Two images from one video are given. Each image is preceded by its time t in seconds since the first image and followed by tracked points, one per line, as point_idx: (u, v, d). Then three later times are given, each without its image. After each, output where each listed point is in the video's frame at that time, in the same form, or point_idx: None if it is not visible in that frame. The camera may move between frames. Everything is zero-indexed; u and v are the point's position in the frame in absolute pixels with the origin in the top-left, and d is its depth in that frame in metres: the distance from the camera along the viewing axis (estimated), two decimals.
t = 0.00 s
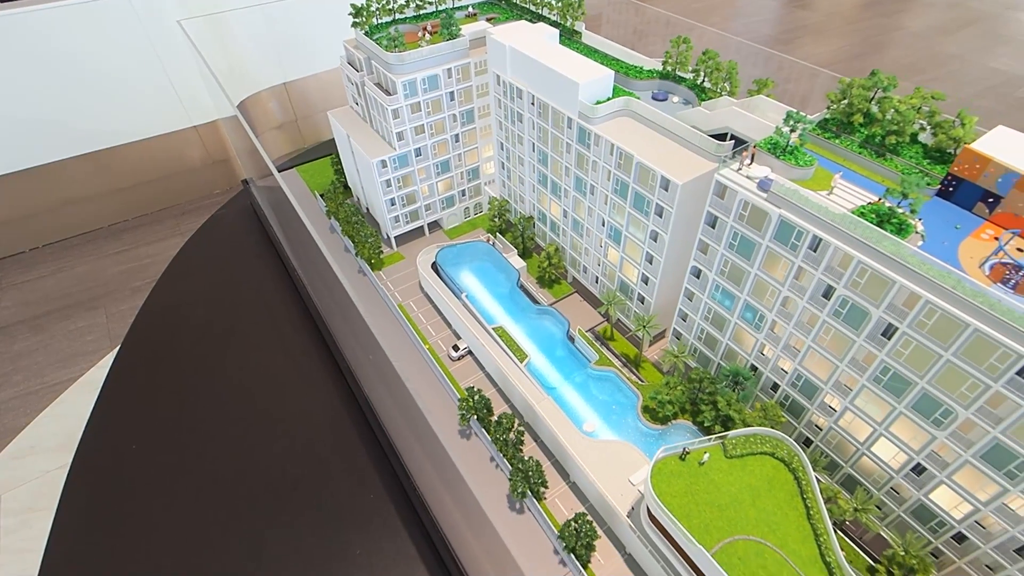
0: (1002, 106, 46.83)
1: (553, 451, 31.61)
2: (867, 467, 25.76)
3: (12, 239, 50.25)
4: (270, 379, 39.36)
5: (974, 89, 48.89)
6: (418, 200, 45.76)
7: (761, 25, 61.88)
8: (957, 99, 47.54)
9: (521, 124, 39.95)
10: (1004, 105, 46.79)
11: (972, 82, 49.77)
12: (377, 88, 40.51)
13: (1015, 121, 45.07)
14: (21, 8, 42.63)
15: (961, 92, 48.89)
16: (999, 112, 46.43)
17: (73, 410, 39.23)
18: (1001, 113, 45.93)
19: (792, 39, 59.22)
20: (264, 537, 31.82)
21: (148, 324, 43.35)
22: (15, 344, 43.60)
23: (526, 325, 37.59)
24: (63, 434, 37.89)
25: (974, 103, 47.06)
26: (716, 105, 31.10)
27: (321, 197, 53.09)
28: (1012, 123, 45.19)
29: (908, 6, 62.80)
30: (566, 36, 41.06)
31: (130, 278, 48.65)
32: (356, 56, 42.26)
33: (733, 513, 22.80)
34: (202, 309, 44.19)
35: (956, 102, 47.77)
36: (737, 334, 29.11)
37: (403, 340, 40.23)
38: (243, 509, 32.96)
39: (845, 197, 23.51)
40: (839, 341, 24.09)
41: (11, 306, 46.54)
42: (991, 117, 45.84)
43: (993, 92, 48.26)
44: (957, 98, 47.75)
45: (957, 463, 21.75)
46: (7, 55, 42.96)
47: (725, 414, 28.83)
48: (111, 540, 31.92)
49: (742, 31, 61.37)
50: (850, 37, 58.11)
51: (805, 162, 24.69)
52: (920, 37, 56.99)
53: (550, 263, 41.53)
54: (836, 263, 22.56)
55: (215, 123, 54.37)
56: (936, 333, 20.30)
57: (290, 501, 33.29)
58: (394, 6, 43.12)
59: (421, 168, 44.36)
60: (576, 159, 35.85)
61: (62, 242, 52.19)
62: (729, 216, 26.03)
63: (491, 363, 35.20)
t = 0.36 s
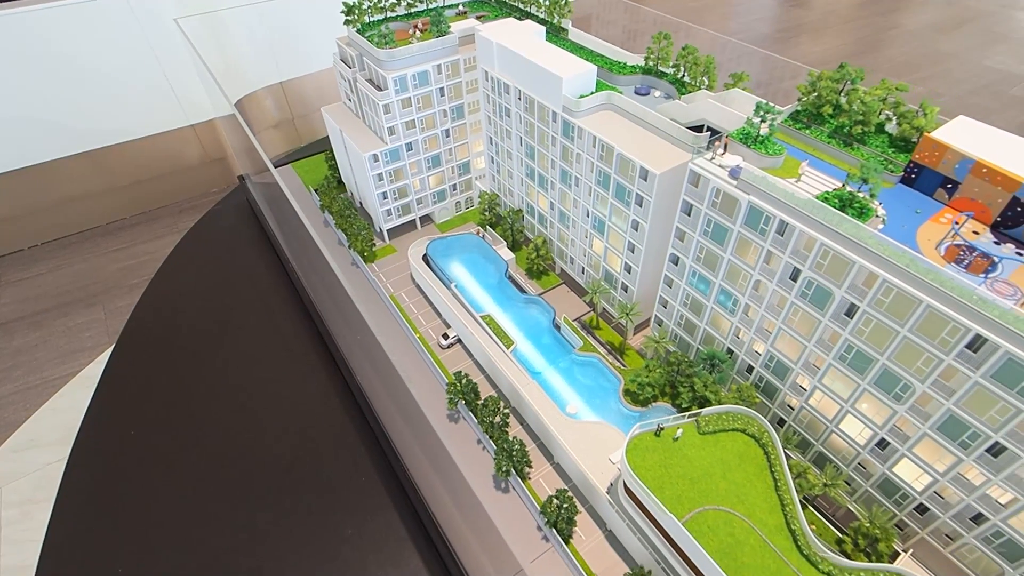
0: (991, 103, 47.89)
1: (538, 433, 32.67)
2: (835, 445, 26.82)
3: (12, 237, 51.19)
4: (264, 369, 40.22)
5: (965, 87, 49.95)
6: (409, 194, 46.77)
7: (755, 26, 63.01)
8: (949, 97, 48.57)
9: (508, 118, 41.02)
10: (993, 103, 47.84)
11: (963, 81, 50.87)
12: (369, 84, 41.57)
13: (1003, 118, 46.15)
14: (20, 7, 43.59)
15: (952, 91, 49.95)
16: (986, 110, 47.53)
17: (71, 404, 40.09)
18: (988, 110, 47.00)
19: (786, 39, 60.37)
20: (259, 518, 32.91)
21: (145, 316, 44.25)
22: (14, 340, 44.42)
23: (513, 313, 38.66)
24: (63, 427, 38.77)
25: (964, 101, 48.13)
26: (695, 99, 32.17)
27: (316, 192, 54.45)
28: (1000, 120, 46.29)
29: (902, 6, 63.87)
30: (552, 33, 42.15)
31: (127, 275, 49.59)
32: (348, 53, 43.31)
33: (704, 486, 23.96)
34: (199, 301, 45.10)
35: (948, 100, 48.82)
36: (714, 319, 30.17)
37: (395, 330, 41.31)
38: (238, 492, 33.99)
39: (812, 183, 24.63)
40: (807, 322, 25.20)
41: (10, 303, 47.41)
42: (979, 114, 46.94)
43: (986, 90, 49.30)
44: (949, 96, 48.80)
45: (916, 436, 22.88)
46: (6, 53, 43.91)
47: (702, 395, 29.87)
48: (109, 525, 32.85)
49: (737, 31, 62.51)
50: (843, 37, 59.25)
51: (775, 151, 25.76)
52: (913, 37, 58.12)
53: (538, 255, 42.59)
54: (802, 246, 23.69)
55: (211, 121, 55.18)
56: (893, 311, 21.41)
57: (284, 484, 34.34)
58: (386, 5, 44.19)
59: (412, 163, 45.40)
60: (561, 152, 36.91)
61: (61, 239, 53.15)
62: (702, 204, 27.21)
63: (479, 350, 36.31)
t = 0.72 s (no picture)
0: (982, 102, 48.67)
1: (522, 417, 33.64)
2: (806, 424, 27.74)
3: (11, 235, 52.05)
4: (257, 360, 40.85)
5: (957, 87, 50.77)
6: (401, 188, 47.64)
7: (749, 28, 64.03)
8: (941, 97, 49.39)
9: (496, 114, 41.99)
10: (984, 102, 48.65)
11: (955, 81, 51.73)
12: (360, 80, 42.54)
13: (992, 117, 46.97)
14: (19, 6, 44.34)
15: (945, 90, 50.77)
16: (976, 109, 48.35)
17: (70, 398, 40.83)
18: (978, 108, 47.81)
19: (779, 40, 61.40)
20: (251, 501, 33.80)
21: (141, 309, 45.05)
22: (13, 336, 45.18)
23: (501, 302, 39.63)
24: (62, 421, 39.54)
25: (955, 100, 48.96)
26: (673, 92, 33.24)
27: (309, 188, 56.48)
28: (990, 118, 47.10)
29: (895, 8, 64.90)
30: (540, 30, 43.07)
31: (125, 273, 50.38)
32: (340, 50, 44.23)
33: (678, 462, 24.97)
34: (195, 294, 45.93)
35: (940, 100, 49.63)
36: (692, 305, 31.17)
37: (386, 321, 42.31)
38: (232, 477, 34.85)
39: (781, 171, 25.76)
40: (776, 304, 26.17)
41: (10, 300, 48.19)
42: (969, 113, 47.75)
43: (979, 90, 50.13)
44: (941, 96, 49.60)
45: (880, 412, 23.81)
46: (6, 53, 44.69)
47: (680, 378, 30.84)
48: (106, 510, 33.62)
49: (731, 33, 63.53)
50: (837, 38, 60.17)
51: (746, 141, 26.74)
52: (905, 38, 59.17)
53: (527, 247, 43.53)
54: (770, 231, 24.74)
55: (209, 121, 56.30)
56: (855, 291, 22.36)
57: (277, 469, 35.23)
58: (377, 3, 45.13)
59: (402, 158, 46.25)
60: (546, 146, 37.88)
61: (59, 237, 53.97)
62: (677, 192, 28.34)
63: (466, 337, 37.34)
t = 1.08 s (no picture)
0: (971, 100, 49.43)
1: (508, 403, 34.51)
2: (779, 406, 28.65)
3: (9, 233, 52.66)
4: (251, 353, 41.61)
5: (947, 86, 51.54)
6: (392, 182, 48.39)
7: (742, 27, 64.69)
8: (930, 95, 50.14)
9: (484, 109, 42.91)
10: (972, 100, 49.43)
11: (946, 80, 52.49)
12: (351, 77, 43.29)
13: (980, 115, 47.75)
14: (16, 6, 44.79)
15: (934, 88, 51.52)
16: (965, 107, 49.11)
17: (65, 393, 40.88)
18: (967, 106, 48.57)
19: (771, 39, 62.14)
20: (244, 489, 34.47)
21: (137, 305, 45.67)
22: (10, 334, 45.47)
23: (488, 292, 40.50)
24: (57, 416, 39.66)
25: (945, 98, 49.71)
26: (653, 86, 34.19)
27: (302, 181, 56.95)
28: (978, 116, 47.84)
29: (886, 8, 65.91)
30: (527, 28, 44.05)
31: (123, 271, 50.75)
32: (332, 47, 45.02)
33: (654, 441, 25.88)
34: (190, 289, 46.63)
35: (929, 98, 50.36)
36: (671, 292, 32.14)
37: (376, 313, 43.19)
38: (226, 465, 35.63)
39: (753, 159, 26.68)
40: (749, 288, 27.09)
41: (7, 298, 48.68)
42: (958, 110, 48.50)
43: (967, 89, 50.92)
44: (931, 94, 50.38)
45: (847, 391, 24.70)
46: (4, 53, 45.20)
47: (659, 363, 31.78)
48: (101, 499, 34.29)
49: (724, 32, 64.22)
50: (830, 38, 60.83)
51: (720, 131, 27.67)
52: (895, 38, 60.01)
53: (514, 240, 44.42)
54: (741, 217, 25.66)
55: (205, 120, 56.93)
56: (819, 273, 23.32)
57: (269, 456, 36.12)
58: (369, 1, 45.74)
59: (394, 153, 46.92)
60: (532, 139, 38.78)
61: (56, 236, 54.61)
62: (655, 181, 29.30)
63: (454, 326, 38.28)
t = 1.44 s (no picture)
0: (956, 99, 50.44)
1: (494, 390, 35.41)
2: (753, 388, 29.62)
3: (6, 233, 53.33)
4: (244, 345, 41.99)
5: (933, 85, 52.53)
6: (383, 177, 49.27)
7: (735, 29, 65.52)
8: (917, 94, 51.12)
9: (472, 104, 43.84)
10: (957, 99, 50.44)
11: (933, 79, 53.45)
12: (342, 73, 44.14)
13: (965, 113, 48.70)
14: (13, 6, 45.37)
15: (921, 88, 52.53)
16: (950, 105, 50.06)
17: (62, 388, 41.75)
18: (953, 105, 49.50)
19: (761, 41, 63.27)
20: (237, 476, 34.96)
21: (132, 299, 46.14)
22: (8, 332, 46.16)
23: (476, 283, 41.36)
24: (54, 411, 40.45)
25: (931, 97, 50.71)
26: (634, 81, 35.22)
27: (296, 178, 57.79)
28: (963, 114, 48.78)
29: (876, 9, 67.02)
30: (514, 25, 45.13)
31: (119, 270, 51.70)
32: (323, 45, 45.88)
33: (631, 422, 26.78)
34: (184, 283, 47.12)
35: (916, 97, 51.34)
36: (651, 280, 33.13)
37: (367, 305, 44.11)
38: (219, 452, 36.03)
39: (726, 150, 27.72)
40: (722, 274, 28.08)
41: (5, 297, 49.30)
42: (944, 109, 49.42)
43: (953, 87, 51.89)
44: (917, 93, 51.37)
45: (815, 370, 25.64)
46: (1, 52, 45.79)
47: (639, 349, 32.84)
48: (95, 489, 34.57)
49: (717, 32, 65.06)
50: (823, 38, 61.73)
51: (695, 122, 28.62)
52: (884, 38, 61.01)
53: (503, 233, 45.33)
54: (714, 205, 26.59)
55: (201, 120, 57.63)
56: (786, 256, 24.28)
57: (262, 443, 36.47)
58: None
59: (384, 148, 47.90)
60: (518, 133, 39.73)
61: (52, 236, 55.28)
62: (633, 172, 30.28)
63: (442, 316, 39.24)
